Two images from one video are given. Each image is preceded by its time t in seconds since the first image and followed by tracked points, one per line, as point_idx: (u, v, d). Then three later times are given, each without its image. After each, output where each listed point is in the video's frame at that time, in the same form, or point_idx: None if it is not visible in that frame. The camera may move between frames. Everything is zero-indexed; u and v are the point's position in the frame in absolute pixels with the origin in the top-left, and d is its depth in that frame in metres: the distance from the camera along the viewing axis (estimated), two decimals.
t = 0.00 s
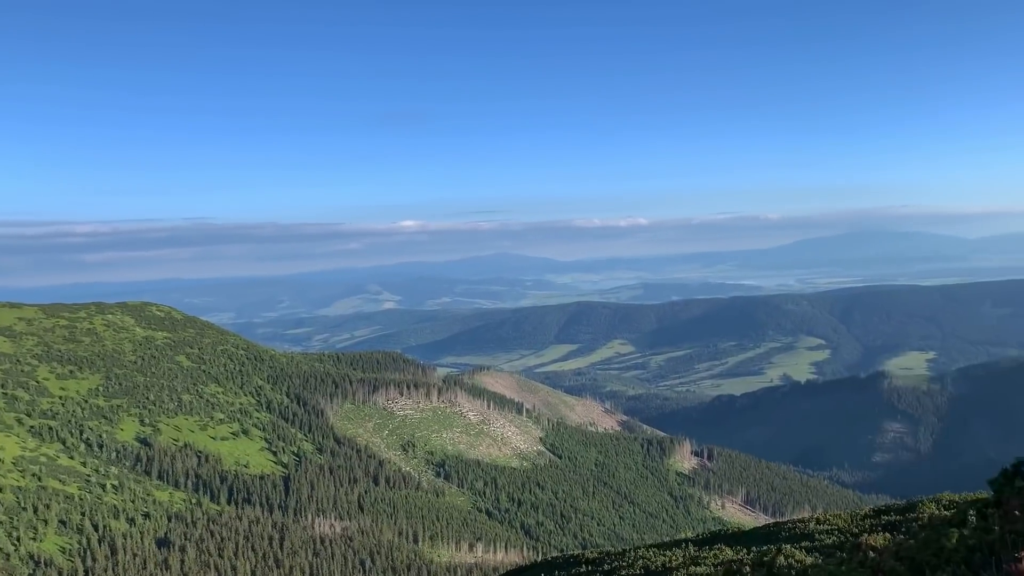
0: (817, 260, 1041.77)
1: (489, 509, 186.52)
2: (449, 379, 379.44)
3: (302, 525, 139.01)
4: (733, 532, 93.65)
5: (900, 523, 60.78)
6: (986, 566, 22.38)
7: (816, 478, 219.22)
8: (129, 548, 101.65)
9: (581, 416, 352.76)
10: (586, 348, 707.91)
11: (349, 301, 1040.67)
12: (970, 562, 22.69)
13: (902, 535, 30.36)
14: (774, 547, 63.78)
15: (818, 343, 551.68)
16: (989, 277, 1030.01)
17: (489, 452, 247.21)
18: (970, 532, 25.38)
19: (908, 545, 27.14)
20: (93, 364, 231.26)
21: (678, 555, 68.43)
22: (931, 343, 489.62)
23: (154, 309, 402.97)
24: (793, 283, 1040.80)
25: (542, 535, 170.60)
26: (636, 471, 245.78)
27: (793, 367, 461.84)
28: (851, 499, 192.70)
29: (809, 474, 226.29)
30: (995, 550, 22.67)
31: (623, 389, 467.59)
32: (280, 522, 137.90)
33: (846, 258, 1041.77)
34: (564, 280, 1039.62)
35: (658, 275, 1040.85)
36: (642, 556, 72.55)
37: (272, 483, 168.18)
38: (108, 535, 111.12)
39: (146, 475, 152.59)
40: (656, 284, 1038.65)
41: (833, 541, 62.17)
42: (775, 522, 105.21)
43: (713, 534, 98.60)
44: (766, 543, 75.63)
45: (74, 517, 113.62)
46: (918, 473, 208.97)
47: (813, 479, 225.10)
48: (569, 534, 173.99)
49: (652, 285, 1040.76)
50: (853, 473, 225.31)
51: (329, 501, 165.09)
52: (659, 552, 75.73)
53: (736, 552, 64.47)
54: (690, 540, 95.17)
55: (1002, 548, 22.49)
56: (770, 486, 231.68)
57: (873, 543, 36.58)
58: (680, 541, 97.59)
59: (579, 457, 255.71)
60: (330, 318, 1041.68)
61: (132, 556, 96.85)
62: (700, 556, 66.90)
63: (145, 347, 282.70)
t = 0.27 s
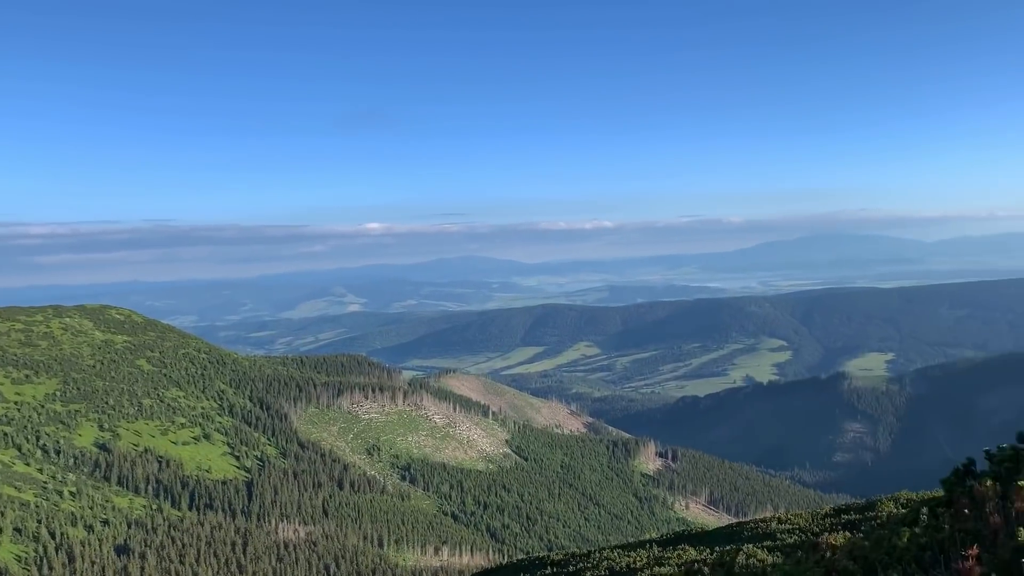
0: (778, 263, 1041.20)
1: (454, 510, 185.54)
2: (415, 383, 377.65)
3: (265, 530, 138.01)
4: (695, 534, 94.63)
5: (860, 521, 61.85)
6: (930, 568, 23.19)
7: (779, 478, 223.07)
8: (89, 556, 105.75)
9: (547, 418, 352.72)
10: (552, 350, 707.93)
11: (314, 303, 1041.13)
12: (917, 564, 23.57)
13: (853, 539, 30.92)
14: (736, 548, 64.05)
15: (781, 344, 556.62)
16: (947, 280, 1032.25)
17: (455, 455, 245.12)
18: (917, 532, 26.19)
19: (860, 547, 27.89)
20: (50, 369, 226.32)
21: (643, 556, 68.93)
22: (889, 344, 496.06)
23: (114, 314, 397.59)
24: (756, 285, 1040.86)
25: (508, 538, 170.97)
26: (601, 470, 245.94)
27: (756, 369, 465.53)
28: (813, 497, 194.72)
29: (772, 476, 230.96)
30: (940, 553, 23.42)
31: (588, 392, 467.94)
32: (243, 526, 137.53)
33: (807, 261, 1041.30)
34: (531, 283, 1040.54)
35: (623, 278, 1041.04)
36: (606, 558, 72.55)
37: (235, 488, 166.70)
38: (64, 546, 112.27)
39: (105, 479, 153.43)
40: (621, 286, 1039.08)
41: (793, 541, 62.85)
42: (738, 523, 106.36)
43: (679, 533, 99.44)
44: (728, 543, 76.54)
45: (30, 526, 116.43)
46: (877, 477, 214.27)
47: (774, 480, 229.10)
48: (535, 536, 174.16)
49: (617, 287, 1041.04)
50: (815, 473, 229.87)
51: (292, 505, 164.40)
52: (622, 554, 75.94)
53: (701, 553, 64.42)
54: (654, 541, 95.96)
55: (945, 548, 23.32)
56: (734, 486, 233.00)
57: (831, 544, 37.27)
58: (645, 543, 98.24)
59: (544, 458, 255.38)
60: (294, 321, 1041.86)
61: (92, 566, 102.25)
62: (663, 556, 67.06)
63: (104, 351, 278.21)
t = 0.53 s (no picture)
0: (741, 265, 1040.61)
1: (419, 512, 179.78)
2: (380, 387, 372.12)
3: (227, 535, 130.73)
4: (661, 534, 94.33)
5: (822, 521, 61.98)
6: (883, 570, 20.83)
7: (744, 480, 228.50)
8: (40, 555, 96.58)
9: (513, 421, 349.57)
10: (518, 353, 705.79)
11: (278, 307, 1040.46)
12: (871, 564, 21.37)
13: (818, 536, 30.07)
14: (701, 547, 63.54)
15: (743, 346, 559.70)
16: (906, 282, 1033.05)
17: (421, 459, 238.69)
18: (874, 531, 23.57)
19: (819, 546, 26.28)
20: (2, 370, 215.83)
21: (608, 558, 68.23)
22: (850, 346, 500.82)
23: (72, 317, 389.53)
24: (719, 288, 1040.81)
25: (474, 541, 165.86)
26: (567, 474, 241.28)
27: (719, 371, 467.50)
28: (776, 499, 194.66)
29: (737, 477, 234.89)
30: (894, 554, 21.02)
31: (554, 394, 466.51)
32: (204, 532, 130.10)
33: (769, 264, 1040.67)
34: (497, 286, 1040.68)
35: (588, 280, 1040.73)
36: (572, 560, 71.69)
37: (197, 493, 158.44)
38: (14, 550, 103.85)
39: (60, 484, 141.35)
40: (587, 289, 1038.41)
41: (757, 539, 62.84)
42: (701, 525, 105.46)
43: (642, 534, 99.39)
44: (693, 544, 76.49)
45: None
46: (840, 475, 218.26)
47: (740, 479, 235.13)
48: (502, 539, 168.11)
49: (582, 289, 1040.82)
50: (779, 474, 234.26)
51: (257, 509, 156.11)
52: (589, 555, 75.39)
53: (666, 553, 63.60)
54: (618, 544, 95.27)
55: (900, 549, 20.79)
56: (699, 488, 230.67)
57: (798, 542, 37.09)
58: (610, 545, 97.25)
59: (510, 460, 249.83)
60: (257, 325, 1041.48)
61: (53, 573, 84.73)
62: (630, 556, 66.40)
63: (60, 354, 269.47)
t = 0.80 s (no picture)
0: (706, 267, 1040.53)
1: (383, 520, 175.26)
2: (347, 390, 368.47)
3: (192, 541, 129.30)
4: (627, 535, 95.85)
5: (783, 521, 63.91)
6: (835, 564, 21.88)
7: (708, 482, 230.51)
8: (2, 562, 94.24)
9: (480, 423, 349.06)
10: (486, 355, 704.54)
11: (242, 309, 1041.15)
12: (828, 563, 22.22)
13: (774, 537, 31.22)
14: (665, 548, 64.75)
15: (708, 347, 562.44)
16: (868, 285, 1031.70)
17: (387, 463, 235.90)
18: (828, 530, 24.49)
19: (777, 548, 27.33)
20: None
21: (575, 559, 69.57)
22: (812, 348, 505.42)
23: (32, 321, 384.32)
24: (684, 290, 1040.80)
25: (440, 544, 164.46)
26: (533, 475, 238.59)
27: (685, 373, 470.28)
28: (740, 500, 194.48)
29: (702, 478, 236.47)
30: (845, 551, 21.89)
31: (521, 397, 466.23)
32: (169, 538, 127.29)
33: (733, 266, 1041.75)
34: (465, 289, 1041.96)
35: (555, 283, 1040.96)
36: (538, 562, 72.47)
37: (159, 500, 155.88)
38: None
39: (19, 493, 138.64)
40: (553, 292, 1037.92)
41: (719, 541, 64.27)
42: (667, 526, 107.15)
43: (609, 536, 100.95)
44: (658, 544, 78.37)
45: None
46: (802, 475, 220.38)
47: (704, 480, 237.61)
48: (468, 542, 165.31)
49: (549, 292, 1040.92)
50: (743, 476, 236.38)
51: (221, 516, 153.57)
52: (557, 557, 76.76)
53: (631, 555, 64.53)
54: (586, 544, 96.73)
55: (850, 547, 21.70)
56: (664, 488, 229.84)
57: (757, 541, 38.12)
58: (577, 546, 98.72)
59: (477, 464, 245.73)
60: (220, 328, 1042.65)
61: None
62: (595, 559, 67.35)
63: (19, 358, 264.80)
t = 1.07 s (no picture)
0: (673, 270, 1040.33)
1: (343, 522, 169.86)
2: (310, 392, 362.01)
3: (152, 547, 125.60)
4: (593, 536, 96.05)
5: (747, 521, 64.80)
6: (793, 561, 23.29)
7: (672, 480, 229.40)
8: None
9: (446, 426, 346.52)
10: (452, 358, 699.89)
11: (206, 312, 1041.60)
12: (784, 562, 23.45)
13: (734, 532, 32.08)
14: (630, 550, 65.36)
15: (673, 348, 562.70)
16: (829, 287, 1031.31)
17: (352, 467, 231.48)
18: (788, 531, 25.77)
19: (735, 546, 28.43)
20: None
21: (541, 561, 69.80)
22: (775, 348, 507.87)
23: None
24: (650, 292, 1040.58)
25: (406, 548, 161.56)
26: (500, 478, 234.93)
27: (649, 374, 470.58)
28: (705, 496, 192.21)
29: (666, 476, 235.74)
30: (802, 552, 23.25)
31: (489, 399, 463.17)
32: (127, 545, 123.81)
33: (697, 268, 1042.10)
34: (432, 291, 1041.86)
35: (521, 285, 1040.66)
36: (504, 564, 72.26)
37: (118, 506, 149.60)
38: None
39: None
40: (520, 294, 1035.93)
41: (686, 541, 65.38)
42: (632, 528, 107.47)
43: (575, 538, 101.16)
44: (625, 545, 78.98)
45: None
46: (765, 473, 220.54)
47: (668, 479, 236.79)
48: (433, 545, 163.31)
49: (516, 294, 1040.74)
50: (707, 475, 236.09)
51: (181, 522, 147.89)
52: (523, 559, 76.84)
53: (596, 556, 65.07)
54: (552, 546, 96.90)
55: (809, 545, 22.94)
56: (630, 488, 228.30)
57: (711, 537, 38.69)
58: (543, 548, 98.90)
59: (443, 465, 241.24)
60: (184, 330, 1043.28)
61: None
62: (560, 561, 67.74)
63: None
